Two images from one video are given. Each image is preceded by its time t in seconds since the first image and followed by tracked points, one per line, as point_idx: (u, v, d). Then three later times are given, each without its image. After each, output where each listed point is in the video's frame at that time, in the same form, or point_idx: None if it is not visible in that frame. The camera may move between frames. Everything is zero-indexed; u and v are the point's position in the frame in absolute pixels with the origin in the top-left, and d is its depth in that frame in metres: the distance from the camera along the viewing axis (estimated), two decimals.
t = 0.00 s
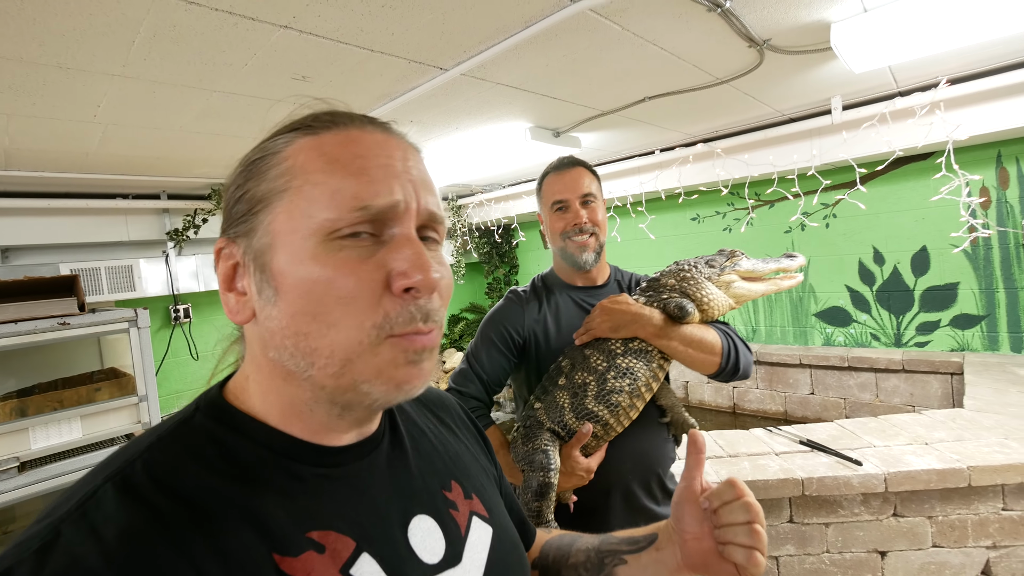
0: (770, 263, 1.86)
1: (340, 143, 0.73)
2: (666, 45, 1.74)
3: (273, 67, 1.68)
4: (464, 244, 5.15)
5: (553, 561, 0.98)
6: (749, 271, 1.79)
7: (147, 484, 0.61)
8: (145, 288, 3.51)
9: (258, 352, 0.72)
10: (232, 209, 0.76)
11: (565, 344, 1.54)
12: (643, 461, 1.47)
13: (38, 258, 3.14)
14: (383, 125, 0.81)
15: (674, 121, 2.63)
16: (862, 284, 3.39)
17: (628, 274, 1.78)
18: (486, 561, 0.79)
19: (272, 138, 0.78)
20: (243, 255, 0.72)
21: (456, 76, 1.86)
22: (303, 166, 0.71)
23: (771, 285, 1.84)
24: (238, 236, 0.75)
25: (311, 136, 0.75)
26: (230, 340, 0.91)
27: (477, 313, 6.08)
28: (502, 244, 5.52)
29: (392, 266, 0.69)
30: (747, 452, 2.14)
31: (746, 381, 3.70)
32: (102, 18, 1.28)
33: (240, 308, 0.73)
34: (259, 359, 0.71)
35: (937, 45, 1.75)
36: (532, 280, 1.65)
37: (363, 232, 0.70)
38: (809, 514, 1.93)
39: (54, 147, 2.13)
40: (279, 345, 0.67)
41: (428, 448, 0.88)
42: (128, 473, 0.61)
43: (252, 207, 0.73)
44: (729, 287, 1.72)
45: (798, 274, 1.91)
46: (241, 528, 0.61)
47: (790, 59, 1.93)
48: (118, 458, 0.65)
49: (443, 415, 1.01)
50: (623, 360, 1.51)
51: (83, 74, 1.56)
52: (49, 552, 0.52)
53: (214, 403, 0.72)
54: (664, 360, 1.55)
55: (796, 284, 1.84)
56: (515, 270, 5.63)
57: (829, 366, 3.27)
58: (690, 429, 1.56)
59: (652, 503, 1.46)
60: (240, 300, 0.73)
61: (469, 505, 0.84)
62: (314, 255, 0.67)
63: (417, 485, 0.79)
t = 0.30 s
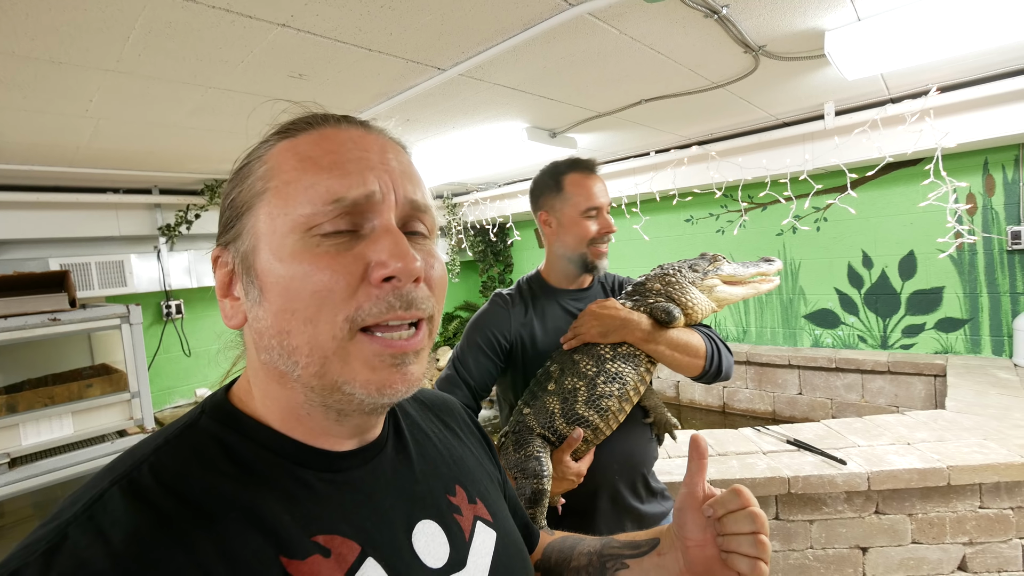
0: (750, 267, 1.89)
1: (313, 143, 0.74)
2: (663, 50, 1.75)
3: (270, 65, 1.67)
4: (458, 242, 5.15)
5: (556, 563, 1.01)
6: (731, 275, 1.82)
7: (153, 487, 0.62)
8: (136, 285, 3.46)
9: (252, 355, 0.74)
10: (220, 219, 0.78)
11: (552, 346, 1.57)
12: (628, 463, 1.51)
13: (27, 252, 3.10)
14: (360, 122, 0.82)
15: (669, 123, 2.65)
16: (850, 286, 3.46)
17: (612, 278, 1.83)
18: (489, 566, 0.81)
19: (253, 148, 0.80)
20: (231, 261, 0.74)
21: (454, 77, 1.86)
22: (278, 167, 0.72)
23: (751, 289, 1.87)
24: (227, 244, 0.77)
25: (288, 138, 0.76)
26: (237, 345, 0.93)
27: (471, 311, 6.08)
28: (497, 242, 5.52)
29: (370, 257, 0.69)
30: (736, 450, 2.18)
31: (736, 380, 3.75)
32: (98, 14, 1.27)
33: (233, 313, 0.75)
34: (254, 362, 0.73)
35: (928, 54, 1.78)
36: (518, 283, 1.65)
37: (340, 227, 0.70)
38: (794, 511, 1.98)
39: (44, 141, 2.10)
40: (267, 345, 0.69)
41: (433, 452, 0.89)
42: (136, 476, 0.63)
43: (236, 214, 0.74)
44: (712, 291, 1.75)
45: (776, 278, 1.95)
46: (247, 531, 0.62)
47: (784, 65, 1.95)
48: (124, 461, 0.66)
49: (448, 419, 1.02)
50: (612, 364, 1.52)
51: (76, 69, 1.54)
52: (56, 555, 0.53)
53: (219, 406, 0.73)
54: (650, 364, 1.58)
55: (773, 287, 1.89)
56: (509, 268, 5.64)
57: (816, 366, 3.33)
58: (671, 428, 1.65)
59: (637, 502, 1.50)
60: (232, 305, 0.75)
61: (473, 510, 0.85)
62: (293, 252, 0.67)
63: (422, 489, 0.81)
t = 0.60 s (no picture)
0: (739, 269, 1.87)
1: (324, 144, 0.75)
2: (660, 53, 1.76)
3: (265, 61, 1.66)
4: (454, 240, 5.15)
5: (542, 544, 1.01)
6: (720, 278, 1.81)
7: (146, 482, 0.62)
8: (129, 277, 3.46)
9: (254, 357, 0.72)
10: (218, 218, 0.75)
11: (540, 347, 1.58)
12: (618, 465, 1.55)
13: (21, 243, 3.09)
14: (360, 127, 0.83)
15: (665, 124, 2.65)
16: (844, 290, 3.46)
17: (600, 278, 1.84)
18: (482, 559, 0.81)
19: (252, 146, 0.77)
20: (236, 261, 0.72)
21: (450, 76, 1.86)
22: (291, 168, 0.72)
23: (739, 292, 1.86)
24: (227, 244, 0.75)
25: (294, 140, 0.75)
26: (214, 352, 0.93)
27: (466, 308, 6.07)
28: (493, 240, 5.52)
29: (389, 255, 0.71)
30: (727, 453, 2.18)
31: (729, 381, 3.76)
32: (93, 7, 1.26)
33: (236, 314, 0.73)
34: (257, 363, 0.71)
35: (923, 60, 1.79)
36: (505, 284, 1.65)
37: (359, 226, 0.71)
38: (785, 514, 1.99)
39: (39, 133, 2.09)
40: (283, 344, 0.68)
41: (427, 446, 0.88)
42: (128, 472, 0.63)
43: (241, 214, 0.72)
44: (701, 293, 1.75)
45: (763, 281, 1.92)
46: (241, 524, 0.62)
47: (780, 69, 1.96)
48: (117, 456, 0.66)
49: (441, 413, 1.01)
50: (604, 367, 1.52)
51: (72, 62, 1.53)
52: (48, 550, 0.53)
53: (212, 403, 0.73)
54: (642, 365, 1.58)
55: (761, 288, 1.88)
56: (504, 266, 5.64)
57: (809, 368, 3.35)
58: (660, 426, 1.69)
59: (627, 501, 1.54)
60: (235, 306, 0.73)
61: (467, 502, 0.85)
62: (314, 251, 0.68)
63: (416, 482, 0.80)
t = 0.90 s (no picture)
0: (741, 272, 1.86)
1: (333, 141, 0.74)
2: (663, 53, 1.76)
3: (268, 60, 1.66)
4: (454, 241, 5.14)
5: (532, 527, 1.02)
6: (721, 280, 1.80)
7: (141, 478, 0.61)
8: (129, 275, 3.46)
9: (253, 350, 0.72)
10: (222, 210, 0.75)
11: (541, 349, 1.57)
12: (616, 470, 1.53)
13: (22, 241, 3.10)
14: (370, 125, 0.82)
15: (667, 126, 2.65)
16: (846, 294, 3.45)
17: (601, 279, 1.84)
18: (479, 558, 0.79)
19: (260, 138, 0.77)
20: (238, 253, 0.72)
21: (452, 76, 1.86)
22: (299, 164, 0.71)
23: (741, 294, 1.85)
24: (231, 236, 0.74)
25: (302, 135, 0.74)
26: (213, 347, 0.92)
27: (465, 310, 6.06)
28: (494, 242, 5.52)
29: (392, 256, 0.70)
30: (728, 456, 2.16)
31: (730, 385, 3.75)
32: (97, 5, 1.27)
33: (235, 307, 0.72)
34: (255, 356, 0.71)
35: (926, 63, 1.79)
36: (504, 285, 1.65)
37: (363, 226, 0.71)
38: (786, 519, 1.97)
39: (42, 130, 2.10)
40: (281, 340, 0.68)
41: (424, 444, 0.87)
42: (123, 468, 0.62)
43: (246, 207, 0.72)
44: (702, 296, 1.74)
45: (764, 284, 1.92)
46: (236, 521, 0.61)
47: (783, 71, 1.96)
48: (113, 452, 0.65)
49: (438, 410, 1.00)
50: (606, 371, 1.50)
51: (74, 59, 1.53)
52: (41, 546, 0.52)
53: (208, 397, 0.72)
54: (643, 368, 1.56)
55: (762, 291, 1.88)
56: (504, 268, 5.63)
57: (810, 372, 3.33)
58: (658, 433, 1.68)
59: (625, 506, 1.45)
60: (234, 299, 0.73)
61: (464, 500, 0.84)
62: (316, 249, 0.67)
63: (413, 479, 0.79)
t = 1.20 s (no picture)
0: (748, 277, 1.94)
1: (323, 139, 0.73)
2: (664, 51, 1.75)
3: (266, 57, 1.65)
4: (453, 238, 5.14)
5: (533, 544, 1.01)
6: (728, 284, 1.87)
7: (141, 479, 0.61)
8: (128, 273, 3.44)
9: (245, 350, 0.72)
10: (215, 209, 0.75)
11: (548, 350, 1.57)
12: (624, 471, 1.51)
13: (20, 239, 3.09)
14: (364, 121, 0.81)
15: (666, 124, 2.64)
16: (845, 293, 3.45)
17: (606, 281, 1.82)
18: (478, 558, 0.80)
19: (253, 137, 0.77)
20: (229, 253, 0.72)
21: (451, 74, 1.85)
22: (287, 163, 0.71)
23: (749, 298, 1.91)
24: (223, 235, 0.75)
25: (293, 132, 0.74)
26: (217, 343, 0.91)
27: (464, 306, 6.06)
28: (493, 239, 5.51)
29: (381, 257, 0.70)
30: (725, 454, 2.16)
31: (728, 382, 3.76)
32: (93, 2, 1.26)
33: (227, 306, 0.73)
34: (248, 357, 0.72)
35: (927, 62, 1.78)
36: (514, 283, 1.65)
37: (351, 226, 0.70)
38: (783, 517, 1.98)
39: (39, 127, 2.09)
40: (270, 340, 0.68)
41: (423, 445, 0.87)
42: (123, 468, 0.62)
43: (236, 206, 0.72)
44: (711, 299, 1.79)
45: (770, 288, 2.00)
46: (237, 522, 0.61)
47: (784, 69, 1.95)
48: (113, 452, 0.66)
49: (437, 411, 1.00)
50: (613, 371, 1.52)
51: (70, 56, 1.52)
52: (43, 546, 0.53)
53: (208, 397, 0.72)
54: (649, 370, 1.58)
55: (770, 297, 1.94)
56: (503, 265, 5.63)
57: (808, 370, 3.33)
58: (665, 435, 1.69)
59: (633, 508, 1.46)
60: (226, 298, 0.73)
61: (463, 502, 0.84)
62: (304, 250, 0.67)
63: (412, 481, 0.79)
